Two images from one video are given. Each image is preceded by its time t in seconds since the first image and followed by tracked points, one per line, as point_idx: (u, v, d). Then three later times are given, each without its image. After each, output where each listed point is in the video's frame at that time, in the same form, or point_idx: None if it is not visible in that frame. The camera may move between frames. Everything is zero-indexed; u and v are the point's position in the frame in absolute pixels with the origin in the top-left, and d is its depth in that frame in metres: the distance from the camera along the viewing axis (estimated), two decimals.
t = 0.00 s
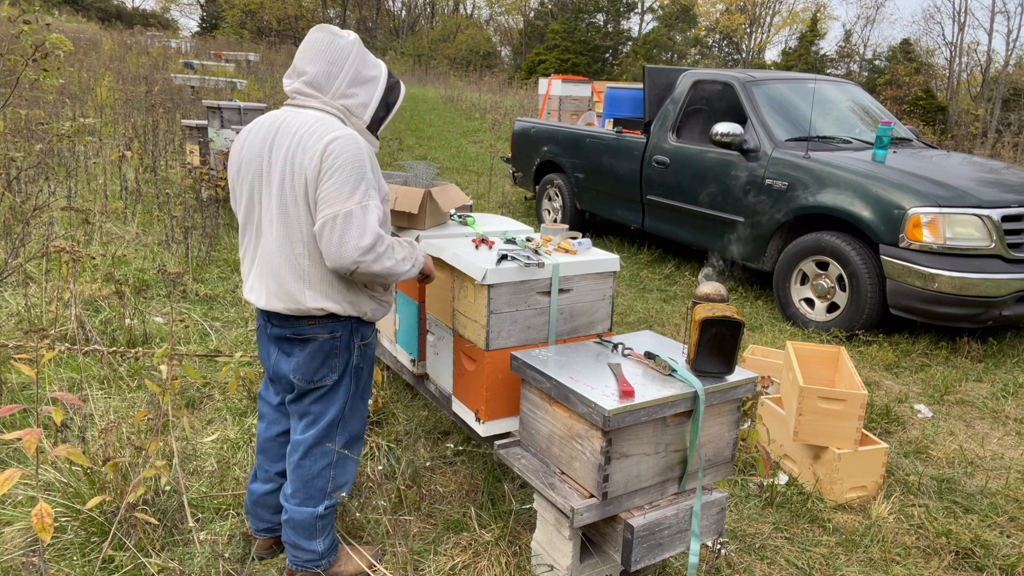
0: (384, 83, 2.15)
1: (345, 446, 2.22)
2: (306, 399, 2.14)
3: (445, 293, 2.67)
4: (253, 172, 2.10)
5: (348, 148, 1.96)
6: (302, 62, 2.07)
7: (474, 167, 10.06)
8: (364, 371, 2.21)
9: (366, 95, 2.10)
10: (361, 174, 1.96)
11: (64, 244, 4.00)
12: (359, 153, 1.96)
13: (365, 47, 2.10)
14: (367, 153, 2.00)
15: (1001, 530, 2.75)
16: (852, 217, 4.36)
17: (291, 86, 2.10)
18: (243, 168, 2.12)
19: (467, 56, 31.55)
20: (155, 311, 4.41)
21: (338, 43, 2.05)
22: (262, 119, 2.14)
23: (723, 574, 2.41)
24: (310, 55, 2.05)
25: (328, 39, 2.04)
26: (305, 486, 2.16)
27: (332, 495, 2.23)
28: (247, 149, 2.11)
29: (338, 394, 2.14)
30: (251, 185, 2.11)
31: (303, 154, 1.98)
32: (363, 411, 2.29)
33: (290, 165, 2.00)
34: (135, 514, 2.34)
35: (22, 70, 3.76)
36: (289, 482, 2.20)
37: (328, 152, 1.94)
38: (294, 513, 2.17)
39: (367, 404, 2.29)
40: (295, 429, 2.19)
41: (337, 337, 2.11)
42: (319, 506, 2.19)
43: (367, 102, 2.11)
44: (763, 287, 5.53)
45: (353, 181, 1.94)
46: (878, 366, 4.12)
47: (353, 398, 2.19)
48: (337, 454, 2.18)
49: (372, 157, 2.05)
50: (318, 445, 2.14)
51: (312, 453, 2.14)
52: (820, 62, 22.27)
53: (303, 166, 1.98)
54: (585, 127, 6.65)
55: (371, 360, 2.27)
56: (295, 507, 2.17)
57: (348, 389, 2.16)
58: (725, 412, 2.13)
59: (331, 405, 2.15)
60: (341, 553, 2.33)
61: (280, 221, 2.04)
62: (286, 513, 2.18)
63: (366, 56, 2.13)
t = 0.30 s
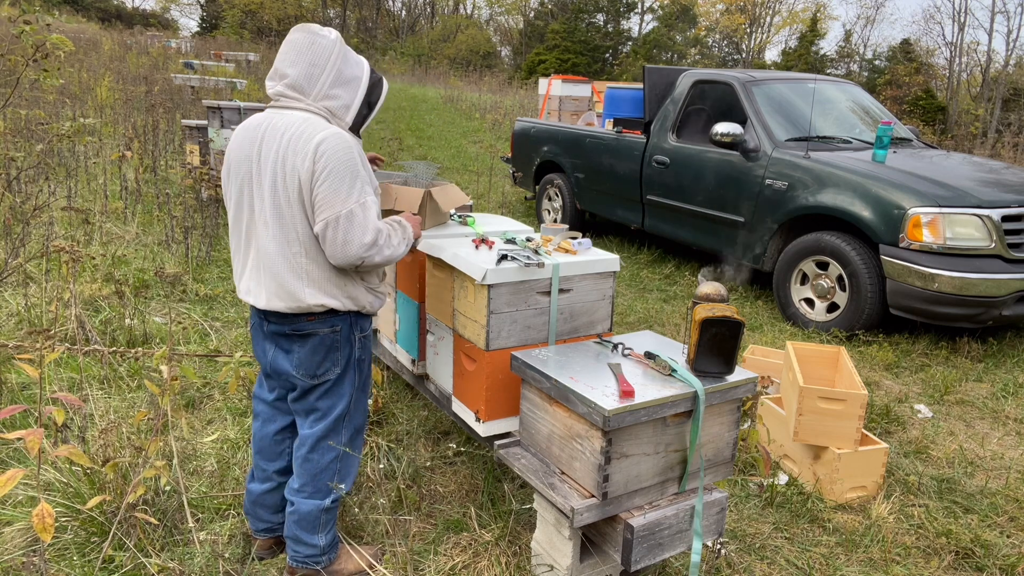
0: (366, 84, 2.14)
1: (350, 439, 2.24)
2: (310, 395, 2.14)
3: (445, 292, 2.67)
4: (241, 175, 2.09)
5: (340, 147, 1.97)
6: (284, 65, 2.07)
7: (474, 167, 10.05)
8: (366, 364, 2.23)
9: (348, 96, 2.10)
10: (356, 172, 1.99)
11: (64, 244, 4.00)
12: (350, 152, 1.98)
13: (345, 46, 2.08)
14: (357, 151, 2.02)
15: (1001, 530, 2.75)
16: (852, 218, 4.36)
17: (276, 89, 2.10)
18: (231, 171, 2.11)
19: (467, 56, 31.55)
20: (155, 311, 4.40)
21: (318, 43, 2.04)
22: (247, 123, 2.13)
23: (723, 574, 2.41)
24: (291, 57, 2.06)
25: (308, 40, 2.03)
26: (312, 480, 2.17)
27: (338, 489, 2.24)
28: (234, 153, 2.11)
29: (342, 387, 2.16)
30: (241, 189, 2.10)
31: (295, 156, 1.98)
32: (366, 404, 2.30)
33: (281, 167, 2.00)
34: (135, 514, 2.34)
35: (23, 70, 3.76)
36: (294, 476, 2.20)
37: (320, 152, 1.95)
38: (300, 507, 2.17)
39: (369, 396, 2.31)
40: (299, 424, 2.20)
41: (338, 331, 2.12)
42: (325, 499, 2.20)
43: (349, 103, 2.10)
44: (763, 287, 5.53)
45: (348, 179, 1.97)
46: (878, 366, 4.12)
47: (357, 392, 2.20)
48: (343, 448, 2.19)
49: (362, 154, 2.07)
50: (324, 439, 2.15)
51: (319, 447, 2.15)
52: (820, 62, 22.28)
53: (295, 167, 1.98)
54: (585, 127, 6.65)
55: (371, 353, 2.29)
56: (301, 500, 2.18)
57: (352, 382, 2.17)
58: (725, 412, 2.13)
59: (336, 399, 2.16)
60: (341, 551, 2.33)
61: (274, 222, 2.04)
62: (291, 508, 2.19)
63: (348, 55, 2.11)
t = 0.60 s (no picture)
0: (354, 80, 2.12)
1: (348, 437, 2.24)
2: (308, 393, 2.14)
3: (445, 293, 2.67)
4: (233, 174, 2.12)
5: (322, 147, 1.96)
6: (270, 67, 2.08)
7: (474, 167, 10.05)
8: (361, 361, 2.24)
9: (336, 94, 2.09)
10: (337, 172, 1.98)
11: (64, 244, 4.00)
12: (333, 152, 1.97)
13: (330, 42, 2.06)
14: (340, 151, 2.01)
15: (1001, 530, 2.75)
16: (852, 218, 4.36)
17: (265, 91, 2.11)
18: (224, 170, 2.15)
19: (467, 56, 31.56)
20: (155, 311, 4.40)
21: (302, 42, 2.03)
22: (241, 124, 2.16)
23: (723, 574, 2.41)
24: (277, 59, 2.06)
25: (293, 40, 2.02)
26: (313, 478, 2.17)
27: (337, 487, 2.24)
28: (228, 152, 2.14)
29: (340, 384, 2.16)
30: (231, 188, 2.12)
31: (278, 156, 1.98)
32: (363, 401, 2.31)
33: (265, 167, 2.01)
34: (135, 514, 2.34)
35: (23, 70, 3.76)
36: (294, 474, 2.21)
37: (302, 152, 1.95)
38: (301, 505, 2.17)
39: (366, 394, 2.31)
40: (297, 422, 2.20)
41: (332, 329, 2.12)
42: (326, 497, 2.20)
43: (338, 100, 2.09)
44: (763, 287, 5.53)
45: (330, 179, 1.96)
46: (878, 366, 4.12)
47: (354, 389, 2.21)
48: (342, 445, 2.20)
49: (346, 154, 2.06)
50: (323, 436, 2.15)
51: (319, 444, 2.15)
52: (820, 62, 22.28)
53: (278, 167, 1.99)
54: (585, 127, 6.65)
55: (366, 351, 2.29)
56: (301, 497, 2.17)
57: (349, 379, 2.18)
58: (725, 412, 2.13)
59: (335, 396, 2.16)
60: (340, 550, 2.33)
61: (262, 220, 2.05)
62: (292, 506, 2.19)
63: (335, 50, 2.09)
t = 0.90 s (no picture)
0: (357, 83, 2.11)
1: (341, 438, 2.23)
2: (298, 394, 2.14)
3: (445, 293, 2.67)
4: (231, 169, 2.14)
5: (310, 146, 1.95)
6: (271, 66, 2.08)
7: (474, 167, 10.05)
8: (352, 362, 2.21)
9: (336, 96, 2.08)
10: (322, 172, 1.96)
11: (64, 244, 4.00)
12: (321, 151, 1.96)
13: (336, 44, 2.06)
14: (328, 150, 1.99)
15: (1001, 530, 2.75)
16: (852, 217, 4.36)
17: (265, 89, 2.11)
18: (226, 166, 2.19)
19: (467, 56, 31.56)
20: (155, 311, 4.40)
21: (306, 42, 2.03)
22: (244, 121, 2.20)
23: (723, 574, 2.41)
24: (279, 58, 2.06)
25: (298, 40, 2.03)
26: (306, 479, 2.17)
27: (333, 488, 2.24)
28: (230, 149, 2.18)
29: (329, 385, 2.14)
30: (230, 184, 2.15)
31: (268, 154, 1.99)
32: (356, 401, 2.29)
33: (254, 164, 2.02)
34: (135, 514, 2.34)
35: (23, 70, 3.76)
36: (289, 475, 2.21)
37: (288, 150, 1.95)
38: (296, 506, 2.18)
39: (360, 394, 2.29)
40: (291, 423, 2.20)
41: (320, 329, 2.10)
42: (320, 498, 2.20)
43: (338, 102, 2.08)
44: (763, 287, 5.53)
45: (315, 179, 1.95)
46: (878, 366, 4.12)
47: (345, 390, 2.19)
48: (334, 446, 2.19)
49: (335, 154, 2.05)
50: (313, 438, 2.15)
51: (310, 445, 2.15)
52: (820, 62, 22.28)
53: (267, 164, 1.99)
54: (585, 127, 6.65)
55: (360, 351, 2.27)
56: (297, 500, 2.18)
57: (339, 380, 2.16)
58: (725, 412, 2.13)
59: (325, 397, 2.15)
60: (341, 551, 2.33)
61: (252, 217, 2.07)
62: (288, 507, 2.19)
63: (340, 51, 2.08)
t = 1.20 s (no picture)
0: (363, 87, 2.10)
1: (338, 439, 2.23)
2: (294, 395, 2.14)
3: (445, 293, 2.67)
4: (232, 167, 2.15)
5: (310, 145, 1.95)
6: (278, 65, 2.09)
7: (474, 167, 10.05)
8: (348, 363, 2.21)
9: (340, 98, 2.08)
10: (320, 170, 1.96)
11: (64, 244, 4.00)
12: (320, 150, 1.96)
13: (345, 48, 2.06)
14: (327, 149, 1.99)
15: (1001, 530, 2.75)
16: (851, 217, 4.36)
17: (270, 87, 2.12)
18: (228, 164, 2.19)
19: (467, 56, 31.56)
20: (155, 311, 4.40)
21: (315, 43, 2.04)
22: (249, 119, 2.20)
23: (723, 574, 2.41)
24: (286, 57, 2.07)
25: (307, 40, 2.03)
26: (304, 480, 2.17)
27: (331, 489, 2.24)
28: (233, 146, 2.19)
29: (325, 386, 2.14)
30: (231, 181, 2.15)
31: (268, 151, 1.99)
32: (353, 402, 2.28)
33: (254, 161, 2.02)
34: (135, 514, 2.34)
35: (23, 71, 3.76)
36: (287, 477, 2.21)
37: (287, 148, 1.95)
38: (294, 508, 2.18)
39: (357, 395, 2.29)
40: (288, 424, 2.20)
41: (315, 330, 2.10)
42: (318, 499, 2.20)
43: (341, 105, 2.08)
44: (763, 287, 5.53)
45: (313, 177, 1.95)
46: (878, 366, 4.11)
47: (341, 391, 2.18)
48: (331, 447, 2.19)
49: (335, 153, 2.04)
50: (310, 439, 2.15)
51: (306, 447, 2.15)
52: (820, 62, 22.28)
53: (266, 162, 1.99)
54: (585, 127, 6.65)
55: (357, 352, 2.26)
56: (294, 502, 2.19)
57: (334, 381, 2.15)
58: (725, 412, 2.13)
59: (321, 398, 2.15)
60: (341, 551, 2.33)
61: (251, 215, 2.07)
62: (287, 508, 2.20)
63: (348, 55, 2.08)
